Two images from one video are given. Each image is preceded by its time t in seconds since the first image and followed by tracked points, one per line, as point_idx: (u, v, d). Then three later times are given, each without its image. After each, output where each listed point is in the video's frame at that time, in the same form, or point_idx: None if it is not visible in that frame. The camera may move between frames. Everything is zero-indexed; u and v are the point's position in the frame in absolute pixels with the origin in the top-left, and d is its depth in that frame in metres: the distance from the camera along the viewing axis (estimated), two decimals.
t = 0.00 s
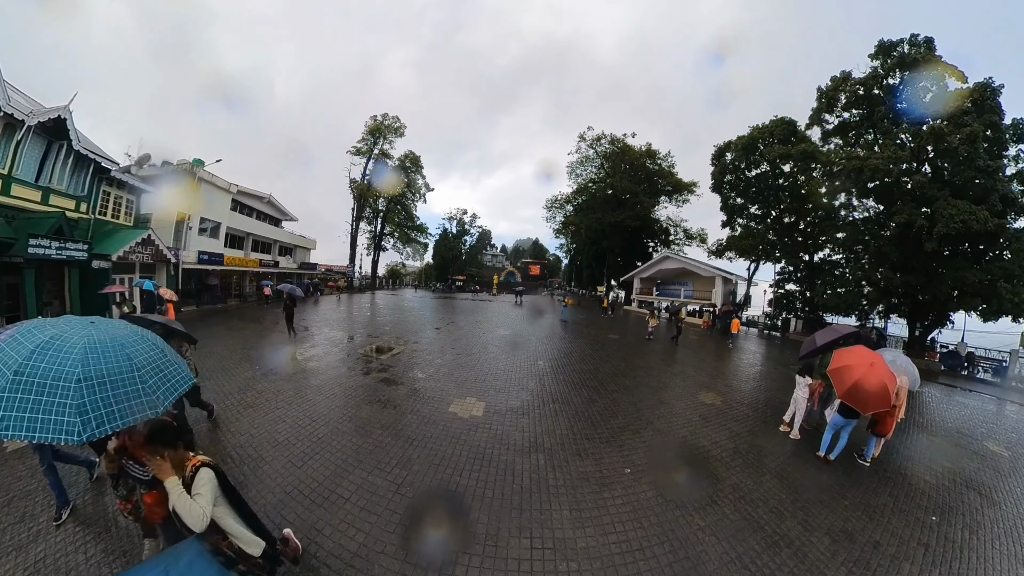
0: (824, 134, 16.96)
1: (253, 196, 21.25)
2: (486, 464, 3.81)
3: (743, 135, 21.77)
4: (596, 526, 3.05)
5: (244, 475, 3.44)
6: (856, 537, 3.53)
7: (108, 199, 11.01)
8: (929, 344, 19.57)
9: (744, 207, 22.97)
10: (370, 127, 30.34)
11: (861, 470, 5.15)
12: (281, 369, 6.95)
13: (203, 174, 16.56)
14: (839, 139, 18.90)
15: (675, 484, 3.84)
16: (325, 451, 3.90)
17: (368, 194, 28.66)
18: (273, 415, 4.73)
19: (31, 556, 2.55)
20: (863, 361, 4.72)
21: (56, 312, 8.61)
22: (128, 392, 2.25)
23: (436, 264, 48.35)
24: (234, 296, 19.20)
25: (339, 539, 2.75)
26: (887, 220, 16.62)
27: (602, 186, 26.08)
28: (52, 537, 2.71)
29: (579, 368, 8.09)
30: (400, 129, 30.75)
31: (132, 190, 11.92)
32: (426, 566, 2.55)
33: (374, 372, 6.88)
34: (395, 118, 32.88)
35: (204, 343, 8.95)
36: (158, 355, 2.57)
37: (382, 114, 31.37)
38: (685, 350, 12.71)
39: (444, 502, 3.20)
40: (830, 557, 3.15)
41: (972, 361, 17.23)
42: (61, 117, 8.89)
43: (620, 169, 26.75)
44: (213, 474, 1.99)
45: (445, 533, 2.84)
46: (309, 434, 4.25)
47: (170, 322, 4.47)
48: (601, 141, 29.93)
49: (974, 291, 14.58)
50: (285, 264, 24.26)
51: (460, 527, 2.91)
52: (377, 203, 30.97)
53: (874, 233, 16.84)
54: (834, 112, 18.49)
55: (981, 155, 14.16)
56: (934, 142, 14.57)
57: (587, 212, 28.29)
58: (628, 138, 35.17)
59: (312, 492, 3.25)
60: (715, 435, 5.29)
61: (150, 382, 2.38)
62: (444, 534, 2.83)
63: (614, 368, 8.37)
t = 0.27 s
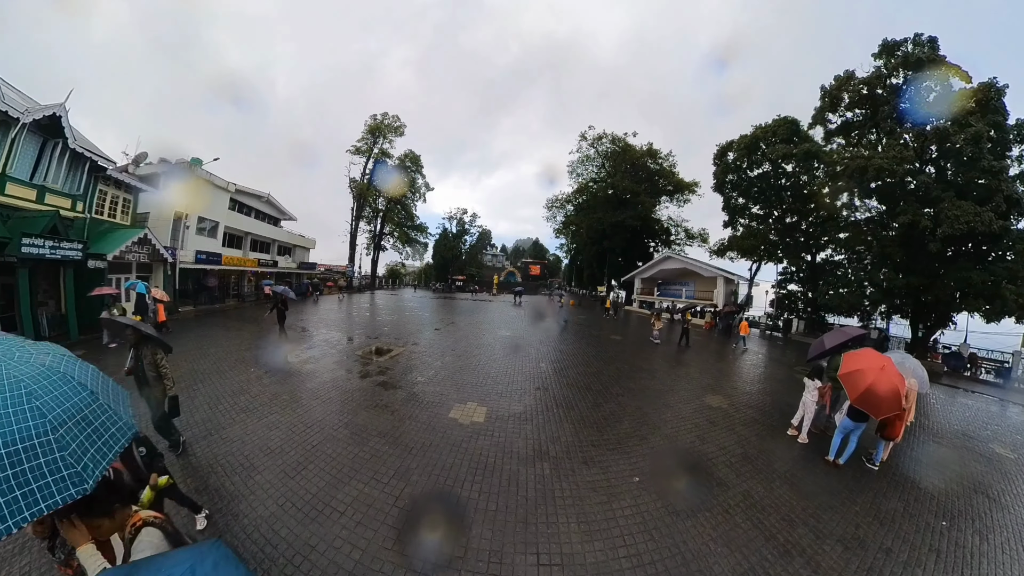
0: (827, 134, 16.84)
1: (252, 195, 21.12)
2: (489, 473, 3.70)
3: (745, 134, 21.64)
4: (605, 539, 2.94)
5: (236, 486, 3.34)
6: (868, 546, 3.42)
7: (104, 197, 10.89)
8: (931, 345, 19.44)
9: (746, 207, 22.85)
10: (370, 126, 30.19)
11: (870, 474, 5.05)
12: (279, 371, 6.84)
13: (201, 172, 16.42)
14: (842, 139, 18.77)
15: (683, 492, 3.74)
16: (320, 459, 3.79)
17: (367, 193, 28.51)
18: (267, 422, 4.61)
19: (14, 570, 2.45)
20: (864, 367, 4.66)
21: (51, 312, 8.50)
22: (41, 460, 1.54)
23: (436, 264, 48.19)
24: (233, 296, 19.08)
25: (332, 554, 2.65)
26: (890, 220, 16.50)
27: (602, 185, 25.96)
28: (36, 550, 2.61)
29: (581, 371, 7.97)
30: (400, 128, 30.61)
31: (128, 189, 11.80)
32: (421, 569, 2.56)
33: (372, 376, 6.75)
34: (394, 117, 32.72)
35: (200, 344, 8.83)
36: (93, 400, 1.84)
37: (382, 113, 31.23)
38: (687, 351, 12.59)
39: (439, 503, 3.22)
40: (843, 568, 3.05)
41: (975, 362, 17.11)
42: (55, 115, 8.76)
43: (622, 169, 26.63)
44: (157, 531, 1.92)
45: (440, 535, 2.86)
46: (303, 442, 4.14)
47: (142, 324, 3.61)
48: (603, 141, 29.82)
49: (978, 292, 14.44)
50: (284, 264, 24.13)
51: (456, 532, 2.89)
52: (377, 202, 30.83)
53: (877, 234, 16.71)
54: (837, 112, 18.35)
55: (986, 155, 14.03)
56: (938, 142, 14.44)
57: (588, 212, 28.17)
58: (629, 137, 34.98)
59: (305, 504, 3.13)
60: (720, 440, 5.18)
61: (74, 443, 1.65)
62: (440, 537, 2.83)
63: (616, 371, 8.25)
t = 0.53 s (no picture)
0: (830, 133, 16.72)
1: (250, 194, 20.98)
2: (491, 484, 3.56)
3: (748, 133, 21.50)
4: (615, 554, 2.82)
5: (223, 497, 3.20)
6: (884, 555, 3.30)
7: (99, 196, 10.76)
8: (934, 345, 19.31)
9: (748, 206, 22.74)
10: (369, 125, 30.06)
11: (881, 477, 4.93)
12: (275, 373, 6.71)
13: (198, 170, 16.27)
14: (846, 138, 18.63)
15: (694, 500, 3.61)
16: (312, 468, 3.66)
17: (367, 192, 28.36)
18: (258, 428, 4.47)
19: None
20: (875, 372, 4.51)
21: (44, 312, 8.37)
22: None
23: (437, 263, 48.04)
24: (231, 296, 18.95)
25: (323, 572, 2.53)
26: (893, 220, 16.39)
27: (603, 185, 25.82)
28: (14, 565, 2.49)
29: (583, 373, 7.83)
30: (400, 127, 30.47)
31: (125, 187, 11.67)
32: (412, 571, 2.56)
33: (371, 378, 6.61)
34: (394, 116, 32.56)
35: (197, 345, 8.71)
36: None
37: (382, 112, 31.10)
38: (690, 351, 12.46)
39: (431, 507, 3.18)
40: None
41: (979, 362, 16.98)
42: (49, 111, 8.63)
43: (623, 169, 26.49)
44: None
45: (431, 537, 2.85)
46: (294, 450, 4.00)
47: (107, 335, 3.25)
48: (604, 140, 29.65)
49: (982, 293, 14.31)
50: (283, 263, 23.99)
51: (448, 534, 2.88)
52: (377, 201, 30.70)
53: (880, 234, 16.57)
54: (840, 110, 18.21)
55: (990, 155, 13.90)
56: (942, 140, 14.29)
57: (589, 212, 28.05)
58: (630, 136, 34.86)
59: (296, 518, 3.00)
60: (728, 444, 5.05)
61: None
62: (430, 539, 2.82)
63: (619, 372, 8.13)
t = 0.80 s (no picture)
0: (834, 133, 16.56)
1: (248, 192, 20.81)
2: (494, 499, 3.40)
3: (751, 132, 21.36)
4: None
5: (209, 514, 3.05)
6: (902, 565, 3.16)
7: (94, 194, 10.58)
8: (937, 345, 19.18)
9: (750, 206, 22.62)
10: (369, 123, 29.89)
11: (893, 482, 4.78)
12: (271, 376, 6.57)
13: (194, 169, 16.10)
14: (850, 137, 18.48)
15: (706, 510, 3.49)
16: (304, 482, 3.50)
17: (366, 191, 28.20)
18: (248, 436, 4.33)
19: None
20: (890, 382, 4.29)
21: (37, 312, 8.23)
22: None
23: (436, 263, 47.87)
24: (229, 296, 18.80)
25: None
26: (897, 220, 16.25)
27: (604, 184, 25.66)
28: None
29: (586, 376, 7.69)
30: (400, 126, 30.30)
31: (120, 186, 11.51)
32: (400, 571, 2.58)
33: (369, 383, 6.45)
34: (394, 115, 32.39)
35: (193, 346, 8.57)
36: None
37: (382, 111, 30.94)
38: (692, 352, 12.32)
39: (421, 508, 3.23)
40: None
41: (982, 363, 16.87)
42: (43, 108, 8.50)
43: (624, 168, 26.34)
44: None
45: (421, 545, 2.83)
46: (285, 461, 3.86)
47: (63, 346, 2.86)
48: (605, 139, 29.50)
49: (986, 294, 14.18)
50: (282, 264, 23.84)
51: (437, 535, 2.92)
52: (376, 201, 30.53)
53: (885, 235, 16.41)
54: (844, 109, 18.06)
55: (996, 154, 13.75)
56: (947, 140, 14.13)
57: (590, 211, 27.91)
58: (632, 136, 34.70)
59: (287, 538, 2.85)
60: (736, 448, 4.92)
61: None
62: (420, 545, 2.82)
63: (622, 374, 8.00)
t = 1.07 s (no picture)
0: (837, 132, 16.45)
1: (247, 191, 20.66)
2: (501, 515, 3.25)
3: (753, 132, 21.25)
4: None
5: (197, 535, 2.89)
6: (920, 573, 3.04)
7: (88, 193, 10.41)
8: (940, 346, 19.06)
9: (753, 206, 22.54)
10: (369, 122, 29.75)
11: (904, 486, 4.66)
12: (269, 378, 6.45)
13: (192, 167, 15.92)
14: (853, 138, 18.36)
15: (717, 518, 3.36)
16: (298, 499, 3.35)
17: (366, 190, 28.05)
18: (241, 446, 4.20)
19: None
20: (901, 391, 4.15)
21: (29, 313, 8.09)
22: None
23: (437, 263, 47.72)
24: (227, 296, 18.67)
25: None
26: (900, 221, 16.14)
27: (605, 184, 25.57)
28: None
29: (588, 378, 7.58)
30: (400, 125, 30.17)
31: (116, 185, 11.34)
32: None
33: (371, 388, 6.37)
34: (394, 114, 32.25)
35: (189, 347, 8.44)
36: None
37: (382, 110, 30.81)
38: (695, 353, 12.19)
39: (416, 523, 3.11)
40: None
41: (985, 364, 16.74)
42: (37, 105, 8.36)
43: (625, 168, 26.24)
44: None
45: (416, 554, 2.77)
46: (279, 474, 3.73)
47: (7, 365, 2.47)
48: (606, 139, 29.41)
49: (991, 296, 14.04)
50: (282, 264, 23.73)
51: (433, 546, 2.85)
52: (376, 200, 30.37)
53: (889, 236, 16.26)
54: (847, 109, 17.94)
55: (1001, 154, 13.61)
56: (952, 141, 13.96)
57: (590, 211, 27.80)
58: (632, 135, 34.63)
59: (280, 561, 2.71)
60: (743, 453, 4.79)
61: None
62: (416, 555, 2.76)
63: (624, 377, 7.88)
